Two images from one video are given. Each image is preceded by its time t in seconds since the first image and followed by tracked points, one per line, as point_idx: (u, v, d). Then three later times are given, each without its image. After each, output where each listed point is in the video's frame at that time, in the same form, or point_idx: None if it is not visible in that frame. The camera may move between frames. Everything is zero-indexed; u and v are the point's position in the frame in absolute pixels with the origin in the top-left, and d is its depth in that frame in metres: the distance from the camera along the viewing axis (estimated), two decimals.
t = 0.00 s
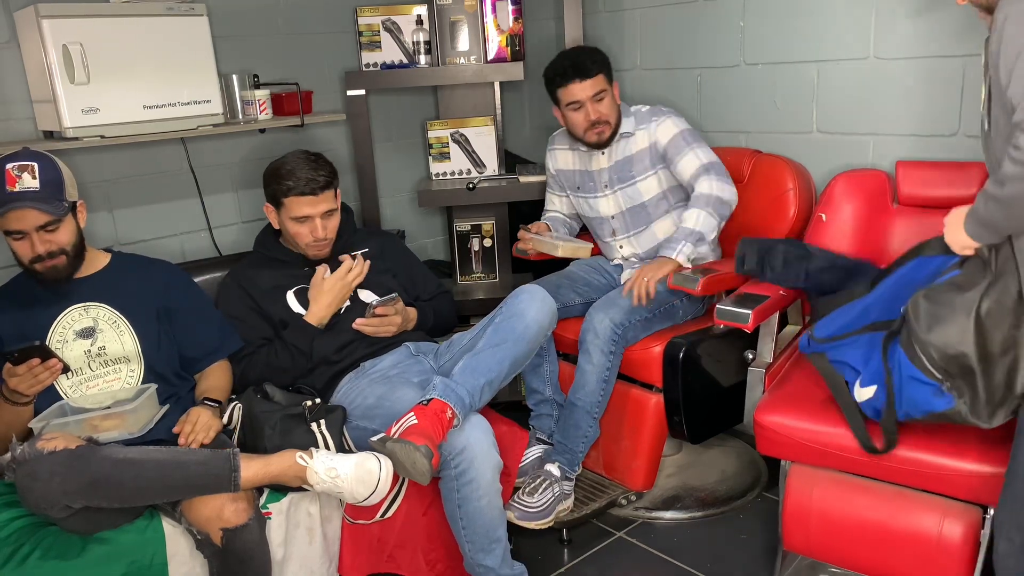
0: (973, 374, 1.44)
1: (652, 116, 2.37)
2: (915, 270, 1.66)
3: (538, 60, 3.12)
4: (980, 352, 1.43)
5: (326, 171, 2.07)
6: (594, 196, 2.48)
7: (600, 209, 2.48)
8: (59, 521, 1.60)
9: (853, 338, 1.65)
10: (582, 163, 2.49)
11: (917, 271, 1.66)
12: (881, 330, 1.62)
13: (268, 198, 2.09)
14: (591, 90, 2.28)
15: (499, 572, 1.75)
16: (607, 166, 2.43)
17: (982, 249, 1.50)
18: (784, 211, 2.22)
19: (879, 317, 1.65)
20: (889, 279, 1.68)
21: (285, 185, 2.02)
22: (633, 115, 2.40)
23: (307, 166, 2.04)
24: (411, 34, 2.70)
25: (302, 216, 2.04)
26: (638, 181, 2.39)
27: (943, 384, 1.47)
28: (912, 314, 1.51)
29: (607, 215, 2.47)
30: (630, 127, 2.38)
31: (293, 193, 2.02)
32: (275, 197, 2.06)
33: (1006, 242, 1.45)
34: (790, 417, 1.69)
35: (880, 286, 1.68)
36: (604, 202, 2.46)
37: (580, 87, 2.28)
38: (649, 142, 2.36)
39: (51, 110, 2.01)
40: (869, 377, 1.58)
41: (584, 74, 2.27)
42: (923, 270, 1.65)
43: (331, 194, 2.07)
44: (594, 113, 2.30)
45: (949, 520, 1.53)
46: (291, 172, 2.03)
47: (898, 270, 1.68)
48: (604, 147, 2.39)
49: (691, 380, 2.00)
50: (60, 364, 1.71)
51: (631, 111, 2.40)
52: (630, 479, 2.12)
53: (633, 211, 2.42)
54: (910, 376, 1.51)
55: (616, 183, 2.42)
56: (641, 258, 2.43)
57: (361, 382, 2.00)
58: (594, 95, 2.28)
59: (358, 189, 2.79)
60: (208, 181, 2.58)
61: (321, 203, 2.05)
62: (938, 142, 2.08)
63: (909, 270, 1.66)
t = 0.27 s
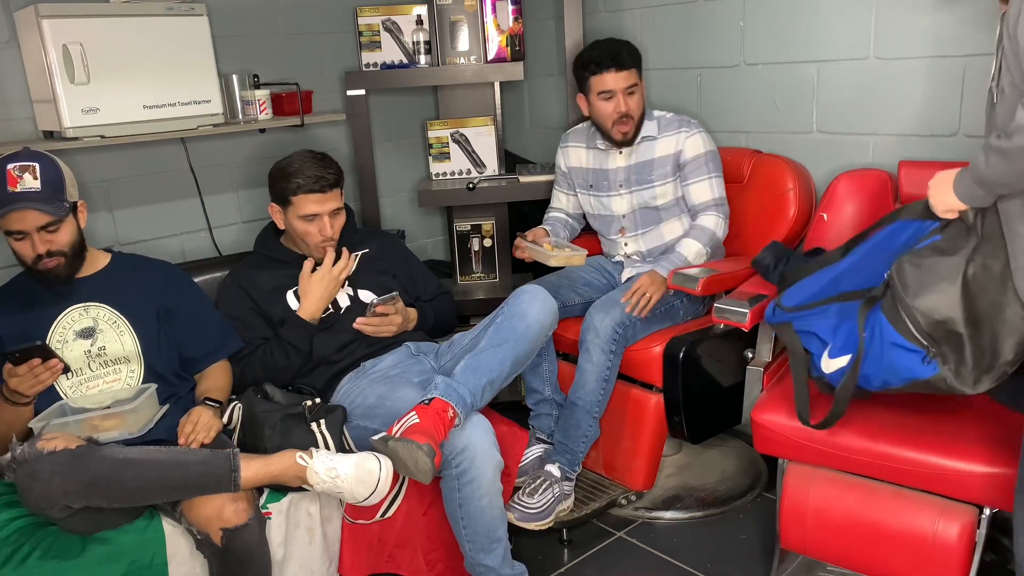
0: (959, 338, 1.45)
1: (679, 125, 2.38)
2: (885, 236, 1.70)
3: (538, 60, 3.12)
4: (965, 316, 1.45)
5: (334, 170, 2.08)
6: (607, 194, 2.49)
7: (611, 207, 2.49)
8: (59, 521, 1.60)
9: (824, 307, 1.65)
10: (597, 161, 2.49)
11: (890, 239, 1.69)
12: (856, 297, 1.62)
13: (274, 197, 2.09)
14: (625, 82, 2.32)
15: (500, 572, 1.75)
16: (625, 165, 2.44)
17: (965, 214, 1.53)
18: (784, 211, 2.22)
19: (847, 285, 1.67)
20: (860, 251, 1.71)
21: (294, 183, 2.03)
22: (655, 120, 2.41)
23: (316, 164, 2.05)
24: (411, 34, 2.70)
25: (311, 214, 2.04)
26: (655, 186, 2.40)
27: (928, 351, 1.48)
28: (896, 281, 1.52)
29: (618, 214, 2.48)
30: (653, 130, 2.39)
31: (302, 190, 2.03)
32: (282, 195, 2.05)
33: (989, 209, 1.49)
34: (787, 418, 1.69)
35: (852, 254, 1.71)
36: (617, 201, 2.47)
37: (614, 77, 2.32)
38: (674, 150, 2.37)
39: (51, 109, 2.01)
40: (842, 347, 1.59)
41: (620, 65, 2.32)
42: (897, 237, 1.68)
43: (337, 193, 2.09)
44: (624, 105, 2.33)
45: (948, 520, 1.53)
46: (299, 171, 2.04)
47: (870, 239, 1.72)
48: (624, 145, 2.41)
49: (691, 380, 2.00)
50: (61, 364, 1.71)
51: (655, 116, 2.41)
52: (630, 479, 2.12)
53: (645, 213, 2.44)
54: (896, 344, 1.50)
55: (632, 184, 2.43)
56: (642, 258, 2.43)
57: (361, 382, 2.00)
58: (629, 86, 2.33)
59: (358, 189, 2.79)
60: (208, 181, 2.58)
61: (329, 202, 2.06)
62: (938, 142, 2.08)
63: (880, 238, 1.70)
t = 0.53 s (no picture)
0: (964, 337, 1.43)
1: (684, 127, 2.37)
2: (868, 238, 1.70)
3: (538, 59, 3.11)
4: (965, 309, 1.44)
5: (341, 170, 2.09)
6: (610, 193, 2.49)
7: (614, 206, 2.49)
8: (59, 522, 1.60)
9: (808, 313, 1.67)
10: (602, 160, 2.49)
11: (876, 241, 1.69)
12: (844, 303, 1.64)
13: (279, 195, 2.09)
14: (634, 78, 2.33)
15: (500, 572, 1.75)
16: (629, 165, 2.44)
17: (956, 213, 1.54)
18: (784, 211, 2.23)
19: (834, 290, 1.68)
20: (846, 252, 1.71)
21: (300, 182, 2.03)
22: (662, 121, 2.40)
23: (323, 164, 2.06)
24: (411, 34, 2.70)
25: (315, 214, 2.05)
26: (658, 186, 2.40)
27: (934, 349, 1.45)
28: (896, 278, 1.51)
29: (620, 213, 2.48)
30: (659, 131, 2.38)
31: (308, 190, 2.03)
32: (288, 193, 2.06)
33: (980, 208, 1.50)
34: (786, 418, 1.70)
35: (838, 257, 1.72)
36: (620, 200, 2.47)
37: (625, 72, 2.33)
38: (677, 152, 2.36)
39: (51, 110, 2.01)
40: (832, 354, 1.59)
41: (631, 61, 2.33)
42: (884, 238, 1.68)
43: (343, 194, 2.10)
44: (634, 101, 2.33)
45: (947, 521, 1.53)
46: (306, 171, 2.04)
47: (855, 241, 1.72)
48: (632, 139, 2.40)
49: (691, 380, 2.00)
50: (61, 365, 1.71)
51: (661, 118, 2.41)
52: (630, 479, 2.12)
53: (647, 213, 2.44)
54: (900, 344, 1.47)
55: (636, 183, 2.43)
56: (643, 257, 2.44)
57: (361, 382, 2.00)
58: (638, 82, 2.33)
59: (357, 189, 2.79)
60: (208, 181, 2.58)
61: (335, 202, 2.07)
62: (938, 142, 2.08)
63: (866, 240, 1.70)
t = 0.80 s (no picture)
0: (976, 350, 1.42)
1: (688, 126, 2.37)
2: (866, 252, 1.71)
3: (538, 59, 3.11)
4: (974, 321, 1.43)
5: (338, 172, 2.08)
6: (612, 192, 2.49)
7: (616, 204, 2.49)
8: (59, 522, 1.60)
9: (816, 326, 1.68)
10: (604, 160, 2.49)
11: (876, 253, 1.70)
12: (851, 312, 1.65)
13: (279, 189, 2.10)
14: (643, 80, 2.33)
15: (500, 572, 1.75)
16: (632, 163, 2.44)
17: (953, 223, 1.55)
18: (784, 211, 2.24)
19: (837, 302, 1.70)
20: (846, 265, 1.73)
21: (296, 179, 2.04)
22: (666, 121, 2.41)
23: (322, 163, 2.06)
24: (411, 34, 2.70)
25: (308, 212, 2.05)
26: (662, 184, 2.40)
27: (948, 364, 1.43)
28: (901, 294, 1.51)
29: (622, 212, 2.48)
30: (664, 131, 2.38)
31: (303, 187, 2.04)
32: (285, 188, 2.07)
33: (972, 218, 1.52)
34: (788, 418, 1.70)
35: (839, 270, 1.74)
36: (622, 198, 2.47)
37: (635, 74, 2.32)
38: (682, 151, 2.37)
39: (51, 110, 2.01)
40: (844, 367, 1.58)
41: (641, 63, 2.33)
42: (883, 250, 1.69)
43: (339, 195, 2.09)
44: (643, 103, 2.33)
45: (947, 521, 1.53)
46: (304, 167, 2.05)
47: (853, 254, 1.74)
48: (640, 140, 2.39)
49: (691, 380, 2.00)
50: (60, 365, 1.71)
51: (666, 118, 2.41)
52: (630, 479, 2.12)
53: (650, 212, 2.44)
54: (913, 360, 1.46)
55: (639, 182, 2.43)
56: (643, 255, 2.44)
57: (361, 382, 2.00)
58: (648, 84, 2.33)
59: (357, 189, 2.79)
60: (208, 181, 2.58)
61: (329, 203, 2.06)
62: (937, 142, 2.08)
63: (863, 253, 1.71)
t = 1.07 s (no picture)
0: (978, 348, 1.42)
1: (691, 127, 2.37)
2: (872, 246, 1.68)
3: (538, 59, 3.11)
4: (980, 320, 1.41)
5: (335, 172, 2.08)
6: (615, 193, 2.49)
7: (619, 206, 2.48)
8: (59, 522, 1.60)
9: (819, 322, 1.67)
10: (606, 161, 2.49)
11: (882, 248, 1.67)
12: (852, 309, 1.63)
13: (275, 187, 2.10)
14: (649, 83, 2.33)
15: (500, 572, 1.75)
16: (635, 165, 2.43)
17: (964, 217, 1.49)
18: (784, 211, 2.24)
19: (842, 298, 1.69)
20: (852, 261, 1.70)
21: (292, 179, 2.04)
22: (669, 122, 2.41)
23: (318, 163, 2.05)
24: (411, 34, 2.70)
25: (304, 212, 2.05)
26: (665, 186, 2.40)
27: (948, 362, 1.44)
28: (904, 291, 1.50)
29: (625, 213, 2.48)
30: (666, 133, 2.39)
31: (298, 187, 2.03)
32: (281, 188, 2.07)
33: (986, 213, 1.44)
34: (788, 420, 1.69)
35: (845, 265, 1.71)
36: (625, 200, 2.47)
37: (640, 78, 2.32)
38: (686, 151, 2.37)
39: (51, 109, 2.01)
40: (845, 363, 1.59)
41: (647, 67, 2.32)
42: (890, 246, 1.65)
43: (337, 195, 2.08)
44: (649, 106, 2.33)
45: (946, 520, 1.53)
46: (300, 167, 2.04)
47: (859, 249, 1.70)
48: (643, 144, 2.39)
49: (692, 380, 2.00)
50: (61, 366, 1.72)
51: (669, 119, 2.41)
52: (630, 479, 2.12)
53: (654, 213, 2.44)
54: (913, 357, 1.47)
55: (643, 183, 2.43)
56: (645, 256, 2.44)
57: (361, 382, 2.00)
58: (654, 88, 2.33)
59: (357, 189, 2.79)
60: (208, 180, 2.58)
61: (325, 203, 2.06)
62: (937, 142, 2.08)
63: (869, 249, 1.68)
